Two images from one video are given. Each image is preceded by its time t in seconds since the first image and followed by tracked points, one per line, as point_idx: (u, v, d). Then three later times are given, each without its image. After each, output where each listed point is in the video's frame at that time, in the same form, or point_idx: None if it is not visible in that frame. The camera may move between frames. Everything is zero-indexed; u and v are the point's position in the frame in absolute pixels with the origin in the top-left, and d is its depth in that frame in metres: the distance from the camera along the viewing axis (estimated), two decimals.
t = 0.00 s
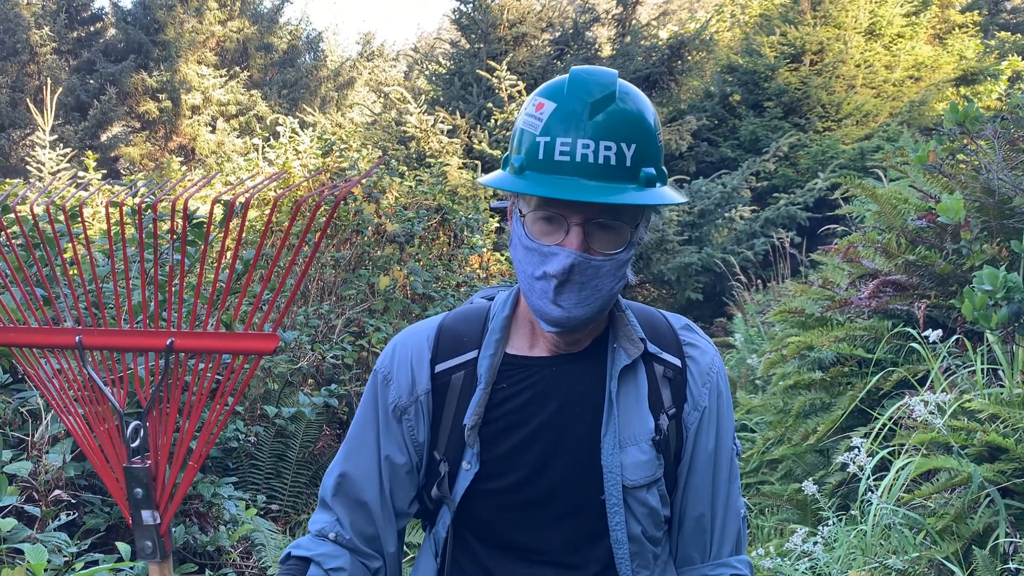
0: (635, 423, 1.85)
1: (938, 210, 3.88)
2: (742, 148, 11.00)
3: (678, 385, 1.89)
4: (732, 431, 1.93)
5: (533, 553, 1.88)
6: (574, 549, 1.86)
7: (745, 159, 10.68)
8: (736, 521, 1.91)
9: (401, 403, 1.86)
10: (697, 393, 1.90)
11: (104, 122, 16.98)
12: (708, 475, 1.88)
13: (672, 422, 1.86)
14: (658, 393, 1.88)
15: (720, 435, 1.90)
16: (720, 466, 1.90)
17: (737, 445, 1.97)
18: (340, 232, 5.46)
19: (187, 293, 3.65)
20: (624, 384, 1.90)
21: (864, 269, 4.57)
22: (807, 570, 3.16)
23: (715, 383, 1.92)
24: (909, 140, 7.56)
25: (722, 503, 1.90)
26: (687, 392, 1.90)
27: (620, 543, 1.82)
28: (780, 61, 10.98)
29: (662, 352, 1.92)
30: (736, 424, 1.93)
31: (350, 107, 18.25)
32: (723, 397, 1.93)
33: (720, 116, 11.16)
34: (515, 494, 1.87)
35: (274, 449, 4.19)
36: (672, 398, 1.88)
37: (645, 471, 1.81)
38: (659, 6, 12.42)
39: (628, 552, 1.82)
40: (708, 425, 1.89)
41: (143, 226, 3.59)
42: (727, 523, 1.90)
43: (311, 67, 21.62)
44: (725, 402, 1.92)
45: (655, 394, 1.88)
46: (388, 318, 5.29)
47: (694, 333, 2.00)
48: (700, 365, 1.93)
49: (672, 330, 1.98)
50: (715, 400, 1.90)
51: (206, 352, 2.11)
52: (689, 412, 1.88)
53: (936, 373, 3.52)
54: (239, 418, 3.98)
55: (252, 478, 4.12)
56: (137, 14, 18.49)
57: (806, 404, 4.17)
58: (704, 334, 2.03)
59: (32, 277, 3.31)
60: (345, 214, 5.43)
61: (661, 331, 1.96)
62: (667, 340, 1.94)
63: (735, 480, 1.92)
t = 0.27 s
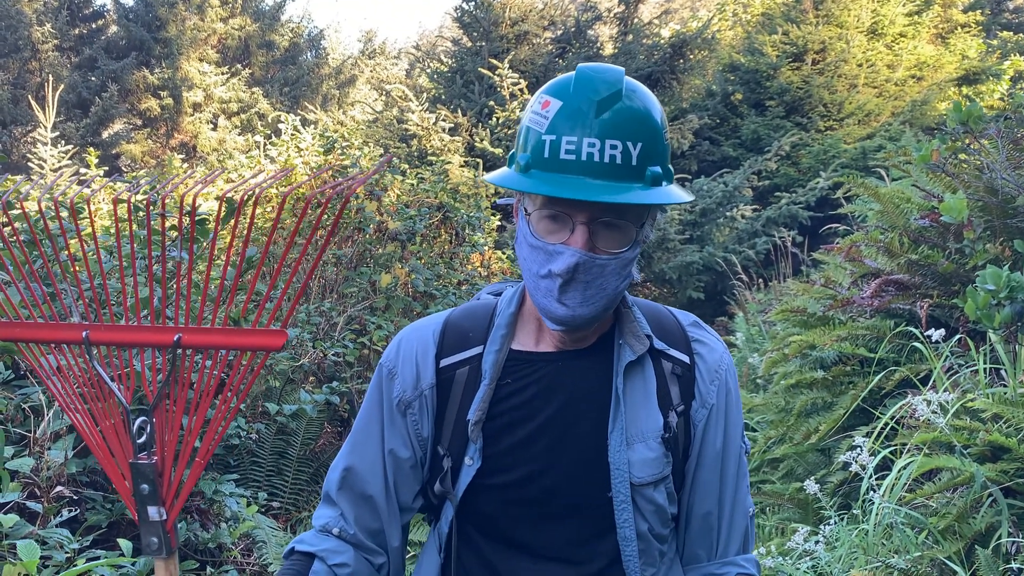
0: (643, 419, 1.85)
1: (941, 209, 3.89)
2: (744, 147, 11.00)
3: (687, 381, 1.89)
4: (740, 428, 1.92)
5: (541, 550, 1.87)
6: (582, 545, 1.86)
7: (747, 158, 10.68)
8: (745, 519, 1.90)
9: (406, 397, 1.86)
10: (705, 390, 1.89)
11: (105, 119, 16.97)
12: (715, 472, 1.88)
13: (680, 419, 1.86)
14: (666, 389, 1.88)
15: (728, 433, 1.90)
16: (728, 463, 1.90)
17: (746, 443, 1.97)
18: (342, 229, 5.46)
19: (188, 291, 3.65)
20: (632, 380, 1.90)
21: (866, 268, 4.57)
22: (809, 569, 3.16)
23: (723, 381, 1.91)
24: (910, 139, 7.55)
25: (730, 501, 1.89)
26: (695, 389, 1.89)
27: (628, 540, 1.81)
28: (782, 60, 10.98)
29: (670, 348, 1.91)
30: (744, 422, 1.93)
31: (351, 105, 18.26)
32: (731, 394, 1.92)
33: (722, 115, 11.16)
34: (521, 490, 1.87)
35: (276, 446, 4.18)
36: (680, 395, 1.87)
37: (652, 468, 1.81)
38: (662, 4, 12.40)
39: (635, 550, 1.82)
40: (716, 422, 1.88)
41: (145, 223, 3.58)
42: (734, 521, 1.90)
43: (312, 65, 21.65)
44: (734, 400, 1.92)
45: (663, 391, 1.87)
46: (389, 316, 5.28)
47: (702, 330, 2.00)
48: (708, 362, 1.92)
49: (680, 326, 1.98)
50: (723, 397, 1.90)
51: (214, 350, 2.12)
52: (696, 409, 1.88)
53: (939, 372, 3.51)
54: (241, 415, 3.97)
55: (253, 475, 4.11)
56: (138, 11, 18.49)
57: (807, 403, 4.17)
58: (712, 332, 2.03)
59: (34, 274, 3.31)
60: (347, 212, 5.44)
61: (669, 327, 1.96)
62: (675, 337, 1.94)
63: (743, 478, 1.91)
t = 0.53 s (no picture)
0: (647, 417, 1.85)
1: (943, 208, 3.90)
2: (745, 146, 11.00)
3: (691, 379, 1.89)
4: (744, 426, 1.92)
5: (545, 549, 1.87)
6: (587, 544, 1.86)
7: (748, 157, 10.67)
8: (748, 518, 1.90)
9: (410, 396, 1.86)
10: (709, 388, 1.89)
11: (106, 117, 16.99)
12: (720, 470, 1.87)
13: (685, 417, 1.86)
14: (670, 387, 1.88)
15: (732, 431, 1.90)
16: (732, 462, 1.89)
17: (750, 442, 1.96)
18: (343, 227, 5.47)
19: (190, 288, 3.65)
20: (637, 378, 1.89)
21: (868, 267, 4.57)
22: (810, 569, 3.16)
23: (727, 379, 1.91)
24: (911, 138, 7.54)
25: (734, 500, 1.89)
26: (698, 388, 1.89)
27: (632, 538, 1.81)
28: (784, 59, 10.98)
29: (674, 347, 1.91)
30: (748, 421, 1.92)
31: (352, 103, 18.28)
32: (735, 393, 1.92)
33: (724, 114, 11.15)
34: (525, 487, 1.87)
35: (276, 444, 4.18)
36: (684, 393, 1.87)
37: (657, 466, 1.81)
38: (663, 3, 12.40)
39: (640, 549, 1.81)
40: (720, 420, 1.88)
41: (147, 220, 3.58)
42: (738, 520, 1.89)
43: (313, 63, 21.70)
44: (738, 399, 1.91)
45: (667, 389, 1.87)
46: (390, 314, 5.28)
47: (706, 328, 2.00)
48: (711, 361, 1.92)
49: (684, 325, 1.98)
50: (726, 396, 1.90)
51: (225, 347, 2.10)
52: (700, 407, 1.88)
53: (941, 372, 3.51)
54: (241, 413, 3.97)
55: (254, 473, 4.10)
56: (139, 9, 18.50)
57: (809, 402, 4.17)
58: (716, 331, 2.03)
59: (36, 271, 3.31)
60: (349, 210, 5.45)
61: (672, 325, 1.96)
62: (679, 335, 1.94)
63: (747, 477, 1.91)
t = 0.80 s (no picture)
0: (650, 416, 1.84)
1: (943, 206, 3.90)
2: (745, 144, 10.98)
3: (693, 379, 1.88)
4: (745, 426, 1.92)
5: (548, 549, 1.87)
6: (589, 544, 1.86)
7: (748, 155, 10.66)
8: (750, 519, 1.90)
9: (412, 397, 1.85)
10: (711, 388, 1.89)
11: (106, 117, 16.99)
12: (722, 470, 1.88)
13: (687, 417, 1.86)
14: (672, 387, 1.88)
15: (734, 431, 1.90)
16: (734, 463, 1.89)
17: (751, 443, 1.96)
18: (343, 226, 5.48)
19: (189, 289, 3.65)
20: (639, 377, 1.89)
21: (868, 266, 4.56)
22: (810, 567, 3.16)
23: (729, 379, 1.91)
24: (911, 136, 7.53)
25: (736, 501, 1.89)
26: (701, 388, 1.89)
27: (635, 538, 1.81)
28: (783, 57, 10.97)
29: (676, 346, 1.91)
30: (750, 421, 1.92)
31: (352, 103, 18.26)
32: (737, 394, 1.92)
33: (723, 112, 11.14)
34: (528, 487, 1.87)
35: (277, 444, 4.17)
36: (686, 393, 1.87)
37: (660, 466, 1.81)
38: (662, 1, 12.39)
39: (642, 549, 1.81)
40: (722, 420, 1.88)
41: (146, 220, 3.58)
42: (740, 521, 1.90)
43: (313, 63, 21.69)
44: (739, 400, 1.92)
45: (670, 389, 1.87)
46: (390, 314, 5.27)
47: (707, 329, 2.00)
48: (713, 361, 1.92)
49: (686, 325, 1.98)
50: (729, 396, 1.90)
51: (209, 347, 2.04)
52: (703, 407, 1.88)
53: (941, 370, 3.51)
54: (242, 413, 3.97)
55: (254, 473, 4.09)
56: (139, 9, 18.51)
57: (809, 400, 4.17)
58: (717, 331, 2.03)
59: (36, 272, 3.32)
60: (349, 210, 5.46)
61: (675, 325, 1.96)
62: (682, 336, 1.93)
63: (748, 478, 1.91)
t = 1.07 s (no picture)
0: (650, 418, 1.84)
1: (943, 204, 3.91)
2: (745, 143, 10.97)
3: (694, 381, 1.88)
4: (747, 428, 1.92)
5: (548, 552, 1.86)
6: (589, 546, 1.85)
7: (748, 154, 10.65)
8: (751, 522, 1.90)
9: (412, 397, 1.86)
10: (712, 390, 1.89)
11: (106, 118, 16.98)
12: (723, 472, 1.88)
13: (688, 419, 1.85)
14: (673, 389, 1.87)
15: (735, 433, 1.90)
16: (736, 465, 1.89)
17: (753, 445, 1.96)
18: (343, 227, 5.49)
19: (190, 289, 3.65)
20: (640, 378, 1.89)
21: (868, 263, 4.54)
22: (812, 566, 3.15)
23: (730, 381, 1.91)
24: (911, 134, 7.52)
25: (737, 503, 1.89)
26: (702, 390, 1.89)
27: (635, 540, 1.80)
28: (783, 55, 10.97)
29: (677, 348, 1.91)
30: (751, 423, 1.92)
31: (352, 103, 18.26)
32: (738, 395, 1.92)
33: (723, 111, 11.14)
34: (528, 490, 1.86)
35: (278, 444, 4.18)
36: (687, 395, 1.87)
37: (660, 468, 1.81)
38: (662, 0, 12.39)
39: (642, 551, 1.81)
40: (723, 423, 1.88)
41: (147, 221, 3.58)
42: (741, 524, 1.89)
43: (313, 63, 21.71)
44: (741, 401, 1.91)
45: (670, 391, 1.87)
46: (391, 314, 5.27)
47: (709, 330, 2.00)
48: (715, 362, 1.92)
49: (687, 326, 1.98)
50: (730, 398, 1.89)
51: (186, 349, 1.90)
52: (704, 409, 1.88)
53: (942, 368, 3.50)
54: (243, 414, 3.97)
55: (256, 473, 4.10)
56: (139, 10, 18.52)
57: (810, 399, 4.17)
58: (719, 332, 2.02)
59: (36, 274, 3.32)
60: (349, 210, 5.48)
61: (676, 326, 1.96)
62: (683, 337, 1.93)
63: (750, 480, 1.91)
